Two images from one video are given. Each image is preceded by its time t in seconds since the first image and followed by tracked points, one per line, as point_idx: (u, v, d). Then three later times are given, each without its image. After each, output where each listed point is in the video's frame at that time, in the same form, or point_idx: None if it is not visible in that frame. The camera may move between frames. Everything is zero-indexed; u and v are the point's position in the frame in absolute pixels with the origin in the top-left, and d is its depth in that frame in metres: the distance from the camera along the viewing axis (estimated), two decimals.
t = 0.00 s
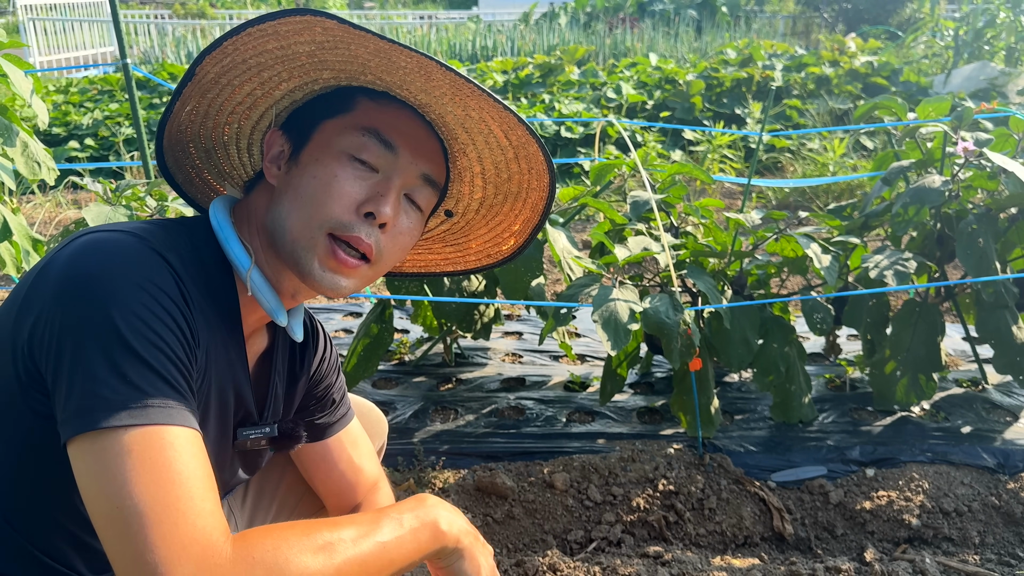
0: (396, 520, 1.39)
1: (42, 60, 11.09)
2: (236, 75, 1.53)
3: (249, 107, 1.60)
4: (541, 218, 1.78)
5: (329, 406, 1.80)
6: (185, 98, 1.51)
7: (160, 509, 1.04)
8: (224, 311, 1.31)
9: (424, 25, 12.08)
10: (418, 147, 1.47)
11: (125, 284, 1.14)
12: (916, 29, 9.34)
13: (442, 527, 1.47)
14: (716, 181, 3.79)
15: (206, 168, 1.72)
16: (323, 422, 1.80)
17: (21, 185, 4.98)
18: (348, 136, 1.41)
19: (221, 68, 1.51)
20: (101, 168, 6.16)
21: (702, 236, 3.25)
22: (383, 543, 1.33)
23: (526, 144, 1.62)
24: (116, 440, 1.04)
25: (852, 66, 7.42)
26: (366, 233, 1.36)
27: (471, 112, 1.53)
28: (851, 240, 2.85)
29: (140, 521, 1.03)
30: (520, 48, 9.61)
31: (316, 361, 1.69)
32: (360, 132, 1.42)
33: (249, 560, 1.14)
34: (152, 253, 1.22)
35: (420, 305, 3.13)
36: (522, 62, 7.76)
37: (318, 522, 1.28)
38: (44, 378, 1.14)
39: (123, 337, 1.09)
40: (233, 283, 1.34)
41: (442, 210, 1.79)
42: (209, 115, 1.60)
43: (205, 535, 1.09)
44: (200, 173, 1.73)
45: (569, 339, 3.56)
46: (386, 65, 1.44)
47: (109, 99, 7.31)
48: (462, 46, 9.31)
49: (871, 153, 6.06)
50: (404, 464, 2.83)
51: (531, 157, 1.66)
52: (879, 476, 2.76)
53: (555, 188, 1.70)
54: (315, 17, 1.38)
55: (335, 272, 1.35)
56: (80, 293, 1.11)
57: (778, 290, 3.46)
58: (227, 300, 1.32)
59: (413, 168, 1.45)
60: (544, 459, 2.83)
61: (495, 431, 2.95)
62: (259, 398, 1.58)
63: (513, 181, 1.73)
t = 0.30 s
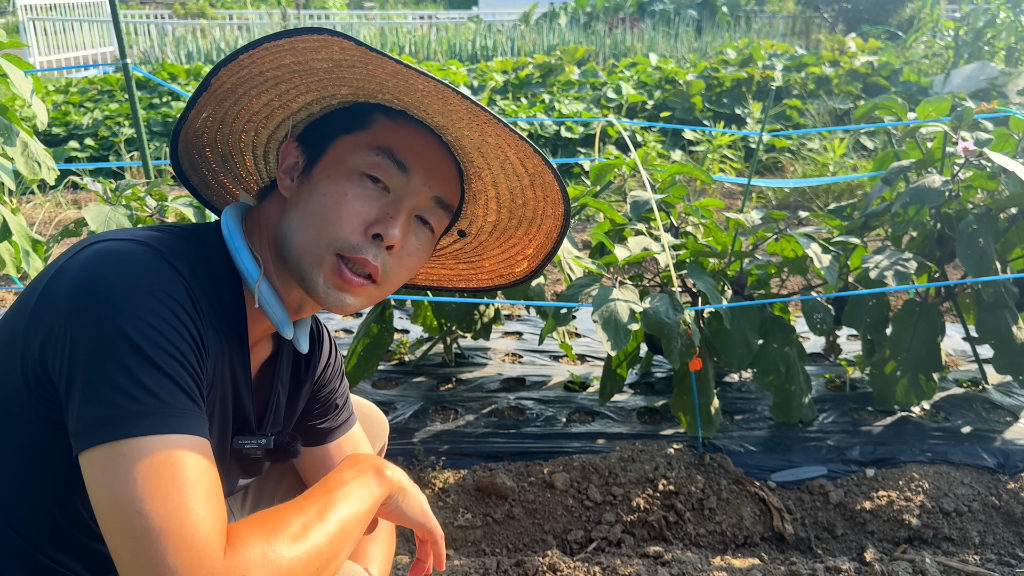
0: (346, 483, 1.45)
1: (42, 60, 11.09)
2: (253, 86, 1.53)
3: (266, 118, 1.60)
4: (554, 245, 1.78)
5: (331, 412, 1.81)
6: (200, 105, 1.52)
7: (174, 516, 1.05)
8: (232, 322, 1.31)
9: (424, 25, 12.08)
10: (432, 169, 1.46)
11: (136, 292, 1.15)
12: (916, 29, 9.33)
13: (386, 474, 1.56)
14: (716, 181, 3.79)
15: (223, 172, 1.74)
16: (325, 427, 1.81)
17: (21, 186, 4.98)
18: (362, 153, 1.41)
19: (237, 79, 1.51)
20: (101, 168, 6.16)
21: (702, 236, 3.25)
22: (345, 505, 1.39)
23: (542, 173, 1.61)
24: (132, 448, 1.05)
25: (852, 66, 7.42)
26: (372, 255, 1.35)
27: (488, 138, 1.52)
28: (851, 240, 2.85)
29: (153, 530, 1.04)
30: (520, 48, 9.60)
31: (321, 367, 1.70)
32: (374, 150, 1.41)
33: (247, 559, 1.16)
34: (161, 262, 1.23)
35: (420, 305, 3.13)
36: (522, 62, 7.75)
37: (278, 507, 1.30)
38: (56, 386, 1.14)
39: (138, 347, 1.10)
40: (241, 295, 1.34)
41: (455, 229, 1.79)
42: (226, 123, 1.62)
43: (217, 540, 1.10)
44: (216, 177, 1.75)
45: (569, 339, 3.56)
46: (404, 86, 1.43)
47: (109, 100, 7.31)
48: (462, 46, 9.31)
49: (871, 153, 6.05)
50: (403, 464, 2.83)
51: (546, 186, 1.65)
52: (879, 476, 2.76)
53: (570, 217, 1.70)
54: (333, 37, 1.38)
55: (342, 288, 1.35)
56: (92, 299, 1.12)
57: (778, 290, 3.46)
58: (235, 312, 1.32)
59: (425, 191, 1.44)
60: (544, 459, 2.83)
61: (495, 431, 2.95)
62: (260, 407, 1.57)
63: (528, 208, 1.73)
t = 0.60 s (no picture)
0: (328, 480, 1.46)
1: (41, 60, 11.09)
2: (253, 89, 1.53)
3: (266, 122, 1.60)
4: (561, 248, 1.78)
5: (336, 415, 1.81)
6: (198, 109, 1.52)
7: (176, 528, 1.05)
8: (237, 330, 1.31)
9: (424, 25, 12.07)
10: (436, 171, 1.46)
11: (141, 299, 1.15)
12: (916, 29, 9.34)
13: (365, 466, 1.57)
14: (716, 181, 3.78)
15: (223, 178, 1.73)
16: (331, 430, 1.81)
17: (22, 185, 4.98)
18: (365, 156, 1.40)
19: (237, 81, 1.50)
20: (101, 168, 6.16)
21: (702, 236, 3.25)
22: (330, 500, 1.40)
23: (548, 174, 1.61)
24: (134, 461, 1.05)
25: (852, 66, 7.42)
26: (376, 257, 1.34)
27: (492, 138, 1.52)
28: (851, 240, 2.85)
29: (153, 544, 1.03)
30: (520, 48, 9.59)
31: (326, 369, 1.70)
32: (377, 152, 1.41)
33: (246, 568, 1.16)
34: (167, 270, 1.23)
35: (420, 305, 3.12)
36: (522, 62, 7.75)
37: (264, 514, 1.30)
38: (59, 393, 1.14)
39: (141, 355, 1.09)
40: (245, 303, 1.34)
41: (459, 234, 1.79)
42: (225, 128, 1.61)
43: (217, 552, 1.10)
44: (217, 183, 1.74)
45: (569, 338, 3.56)
46: (406, 87, 1.42)
47: (109, 100, 7.31)
48: (462, 46, 9.30)
49: (871, 153, 6.05)
50: (404, 464, 2.82)
51: (552, 188, 1.65)
52: (879, 476, 2.75)
53: (576, 219, 1.69)
54: (334, 36, 1.37)
55: (345, 292, 1.34)
56: (98, 306, 1.12)
57: (779, 290, 3.46)
58: (238, 320, 1.31)
59: (430, 193, 1.43)
60: (544, 459, 2.83)
61: (495, 431, 2.95)
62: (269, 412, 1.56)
63: (533, 211, 1.73)
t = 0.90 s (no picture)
0: (329, 482, 1.46)
1: (41, 60, 11.09)
2: (243, 92, 1.53)
3: (256, 124, 1.60)
4: (554, 249, 1.78)
5: (330, 415, 1.81)
6: (188, 112, 1.52)
7: (169, 532, 1.05)
8: (229, 333, 1.31)
9: (424, 25, 12.06)
10: (428, 175, 1.45)
11: (132, 304, 1.15)
12: (916, 29, 9.34)
13: (368, 469, 1.57)
14: (717, 181, 3.77)
15: (214, 178, 1.73)
16: (324, 428, 1.81)
17: (22, 185, 4.98)
18: (356, 160, 1.40)
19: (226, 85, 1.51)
20: (101, 168, 6.16)
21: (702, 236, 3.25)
22: (331, 504, 1.40)
23: (540, 178, 1.61)
24: (126, 464, 1.05)
25: (852, 66, 7.42)
26: (368, 264, 1.35)
27: (485, 142, 1.52)
28: (851, 240, 2.85)
29: (145, 547, 1.04)
30: (520, 48, 9.59)
31: (320, 367, 1.71)
32: (369, 156, 1.41)
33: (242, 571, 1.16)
34: (158, 273, 1.23)
35: (420, 305, 3.13)
36: (522, 62, 7.74)
37: (263, 515, 1.30)
38: (51, 398, 1.14)
39: (133, 362, 1.10)
40: (236, 306, 1.34)
41: (453, 235, 1.79)
42: (216, 129, 1.61)
43: (212, 556, 1.10)
44: (207, 183, 1.75)
45: (569, 338, 3.56)
46: (397, 91, 1.42)
47: (109, 100, 7.30)
48: (462, 46, 9.30)
49: (871, 153, 6.05)
50: (404, 464, 2.82)
51: (545, 191, 1.65)
52: (879, 476, 2.76)
53: (570, 222, 1.70)
54: (324, 41, 1.37)
55: (339, 300, 1.34)
56: (88, 312, 1.12)
57: (778, 290, 3.46)
58: (230, 324, 1.32)
59: (421, 197, 1.43)
60: (544, 459, 2.83)
61: (495, 431, 2.95)
62: (261, 414, 1.57)
63: (526, 212, 1.73)
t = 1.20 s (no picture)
0: (331, 484, 1.46)
1: (41, 60, 11.09)
2: (236, 91, 1.52)
3: (250, 121, 1.59)
4: (550, 245, 1.78)
5: (329, 414, 1.81)
6: (182, 111, 1.52)
7: (166, 532, 1.05)
8: (224, 332, 1.31)
9: (424, 25, 12.05)
10: (423, 174, 1.45)
11: (125, 304, 1.15)
12: (915, 29, 9.36)
13: (370, 471, 1.57)
14: (717, 181, 3.77)
15: (209, 175, 1.73)
16: (321, 427, 1.81)
17: (22, 185, 4.98)
18: (351, 159, 1.40)
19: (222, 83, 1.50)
20: (101, 168, 6.16)
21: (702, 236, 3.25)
22: (331, 505, 1.40)
23: (536, 174, 1.61)
24: (122, 464, 1.05)
25: (852, 66, 7.42)
26: (364, 264, 1.34)
27: (480, 140, 1.51)
28: (851, 240, 2.85)
29: (142, 547, 1.03)
30: (520, 48, 9.59)
31: (318, 366, 1.70)
32: (364, 155, 1.40)
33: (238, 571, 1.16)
34: (152, 273, 1.23)
35: (420, 305, 3.13)
36: (522, 62, 7.74)
37: (265, 516, 1.30)
38: (45, 398, 1.14)
39: (127, 361, 1.09)
40: (230, 305, 1.34)
41: (449, 231, 1.79)
42: (209, 127, 1.61)
43: (208, 556, 1.10)
44: (201, 180, 1.74)
45: (569, 338, 3.56)
46: (392, 89, 1.41)
47: (109, 100, 7.30)
48: (462, 46, 9.30)
49: (871, 153, 6.05)
50: (403, 464, 2.82)
51: (541, 187, 1.65)
52: (880, 476, 2.75)
53: (565, 218, 1.70)
54: (317, 42, 1.36)
55: (335, 299, 1.34)
56: (82, 312, 1.11)
57: (778, 289, 3.45)
58: (224, 322, 1.32)
59: (417, 196, 1.43)
60: (544, 459, 2.83)
61: (495, 431, 2.95)
62: (257, 413, 1.56)
63: (522, 209, 1.73)
